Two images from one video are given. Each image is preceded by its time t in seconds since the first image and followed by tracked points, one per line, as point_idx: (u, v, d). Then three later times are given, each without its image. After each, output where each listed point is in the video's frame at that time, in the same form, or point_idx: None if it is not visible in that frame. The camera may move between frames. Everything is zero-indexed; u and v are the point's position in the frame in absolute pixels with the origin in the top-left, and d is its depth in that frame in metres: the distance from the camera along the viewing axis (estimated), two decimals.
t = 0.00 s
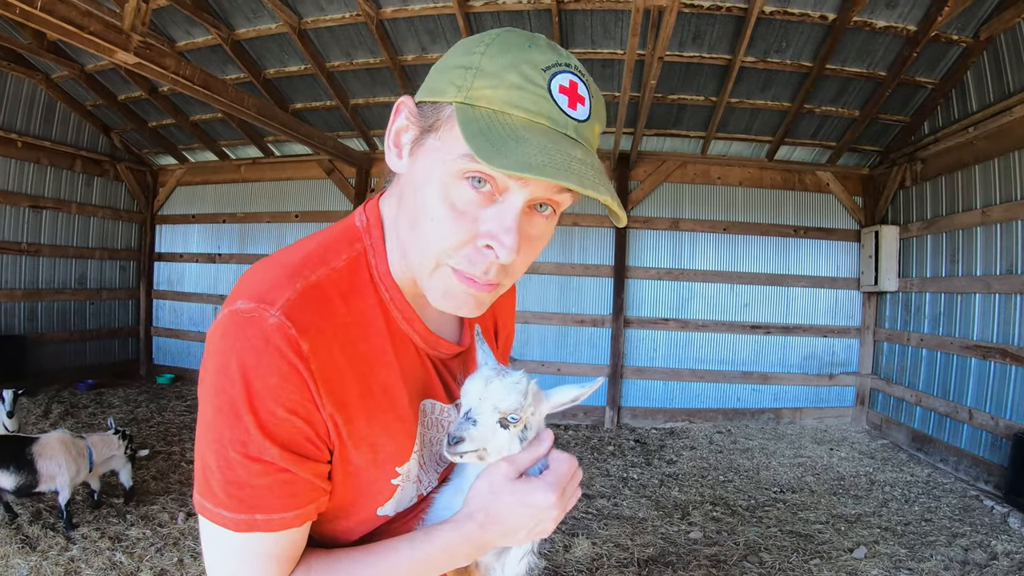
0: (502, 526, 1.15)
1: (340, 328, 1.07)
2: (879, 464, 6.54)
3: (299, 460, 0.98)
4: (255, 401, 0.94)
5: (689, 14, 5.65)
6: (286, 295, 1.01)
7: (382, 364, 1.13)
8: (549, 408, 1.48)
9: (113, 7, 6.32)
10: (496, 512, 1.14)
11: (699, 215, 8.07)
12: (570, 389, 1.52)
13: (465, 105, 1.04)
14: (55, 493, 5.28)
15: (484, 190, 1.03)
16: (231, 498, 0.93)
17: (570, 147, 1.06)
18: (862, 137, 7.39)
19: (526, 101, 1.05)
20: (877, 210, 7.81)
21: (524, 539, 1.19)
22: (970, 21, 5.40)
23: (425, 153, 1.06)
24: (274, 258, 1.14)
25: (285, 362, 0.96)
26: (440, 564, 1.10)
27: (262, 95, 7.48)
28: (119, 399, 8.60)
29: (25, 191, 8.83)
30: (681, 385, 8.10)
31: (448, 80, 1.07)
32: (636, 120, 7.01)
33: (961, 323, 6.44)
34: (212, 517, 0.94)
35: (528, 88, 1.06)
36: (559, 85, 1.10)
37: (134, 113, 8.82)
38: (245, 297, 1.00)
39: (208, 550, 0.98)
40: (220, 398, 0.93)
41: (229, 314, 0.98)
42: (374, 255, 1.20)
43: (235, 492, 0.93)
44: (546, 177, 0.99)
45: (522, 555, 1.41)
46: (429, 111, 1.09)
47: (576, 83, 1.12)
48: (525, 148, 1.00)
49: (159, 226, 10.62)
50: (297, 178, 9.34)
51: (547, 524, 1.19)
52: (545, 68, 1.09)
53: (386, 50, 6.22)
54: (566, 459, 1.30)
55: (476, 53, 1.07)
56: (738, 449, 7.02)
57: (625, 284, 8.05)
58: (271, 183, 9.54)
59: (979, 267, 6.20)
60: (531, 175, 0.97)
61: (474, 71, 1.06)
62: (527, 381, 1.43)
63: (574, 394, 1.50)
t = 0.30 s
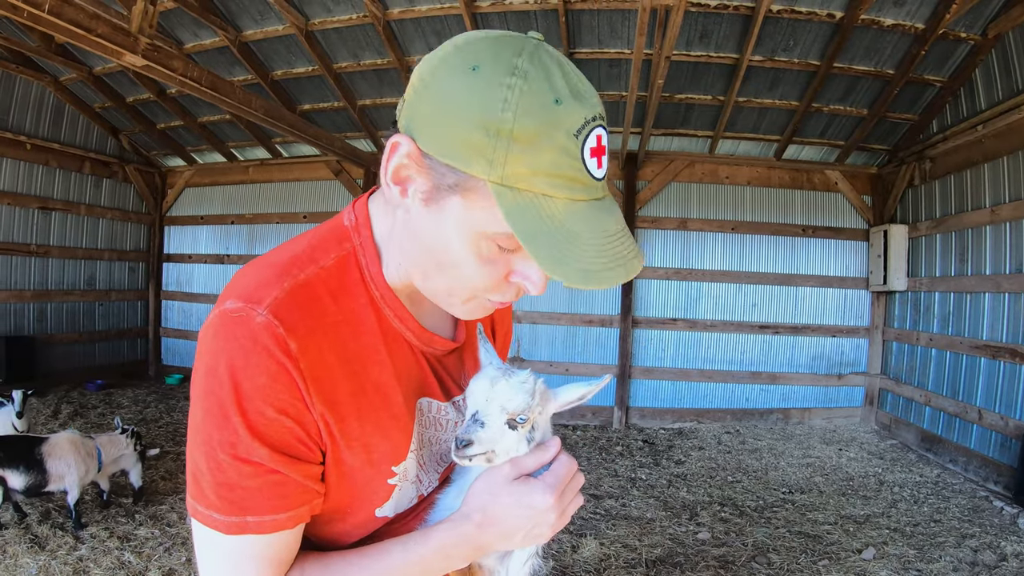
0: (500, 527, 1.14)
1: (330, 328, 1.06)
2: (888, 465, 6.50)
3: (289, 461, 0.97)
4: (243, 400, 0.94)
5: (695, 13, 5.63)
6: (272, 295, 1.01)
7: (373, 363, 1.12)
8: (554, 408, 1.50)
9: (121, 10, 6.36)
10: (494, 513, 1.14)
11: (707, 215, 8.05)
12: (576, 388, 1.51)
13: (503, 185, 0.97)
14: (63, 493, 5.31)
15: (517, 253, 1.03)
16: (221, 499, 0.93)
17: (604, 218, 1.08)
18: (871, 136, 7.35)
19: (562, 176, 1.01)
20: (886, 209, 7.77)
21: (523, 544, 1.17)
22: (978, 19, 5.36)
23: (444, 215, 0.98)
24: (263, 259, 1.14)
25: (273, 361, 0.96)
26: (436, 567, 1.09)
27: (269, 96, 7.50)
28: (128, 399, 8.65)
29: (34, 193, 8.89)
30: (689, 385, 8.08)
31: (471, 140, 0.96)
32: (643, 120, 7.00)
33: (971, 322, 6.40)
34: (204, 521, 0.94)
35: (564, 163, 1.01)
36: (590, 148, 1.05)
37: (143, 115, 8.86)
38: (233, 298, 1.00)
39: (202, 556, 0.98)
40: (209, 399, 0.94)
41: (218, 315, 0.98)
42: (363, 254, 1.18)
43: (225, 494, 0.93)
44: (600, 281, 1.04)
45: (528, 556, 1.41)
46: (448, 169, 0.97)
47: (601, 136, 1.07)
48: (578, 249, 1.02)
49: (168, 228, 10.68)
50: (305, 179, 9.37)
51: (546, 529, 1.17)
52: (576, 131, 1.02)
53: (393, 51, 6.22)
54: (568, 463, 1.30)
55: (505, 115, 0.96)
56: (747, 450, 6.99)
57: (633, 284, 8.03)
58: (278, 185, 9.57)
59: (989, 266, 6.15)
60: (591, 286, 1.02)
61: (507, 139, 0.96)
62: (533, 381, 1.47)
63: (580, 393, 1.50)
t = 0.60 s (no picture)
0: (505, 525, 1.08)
1: (322, 307, 1.06)
2: (895, 464, 6.47)
3: (282, 442, 0.96)
4: (235, 379, 0.94)
5: (701, 11, 5.62)
6: (263, 277, 1.02)
7: (366, 342, 1.11)
8: (552, 381, 1.46)
9: (126, 10, 6.38)
10: (500, 510, 1.08)
11: (713, 213, 8.03)
12: (573, 359, 1.47)
13: (456, 172, 0.99)
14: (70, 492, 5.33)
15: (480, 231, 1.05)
16: (216, 482, 0.92)
17: (564, 195, 1.08)
18: (877, 134, 7.32)
19: (514, 158, 1.02)
20: (893, 207, 7.73)
21: (530, 530, 1.13)
22: (984, 15, 5.32)
23: (413, 201, 1.02)
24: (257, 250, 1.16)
25: (264, 339, 0.96)
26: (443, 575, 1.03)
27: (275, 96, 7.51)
28: (135, 399, 8.68)
29: (41, 193, 8.93)
30: (696, 384, 8.07)
31: (422, 129, 0.98)
32: (649, 118, 6.99)
33: (978, 321, 6.36)
34: (202, 505, 0.93)
35: (515, 146, 1.01)
36: (542, 125, 1.04)
37: (148, 115, 8.89)
38: (226, 284, 1.02)
39: (205, 549, 0.97)
40: (203, 381, 0.94)
41: (211, 300, 1.00)
42: (350, 237, 1.20)
43: (219, 476, 0.92)
44: (557, 258, 1.08)
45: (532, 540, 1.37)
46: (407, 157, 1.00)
47: (555, 112, 1.05)
48: (533, 230, 1.03)
49: (174, 228, 10.71)
50: (310, 178, 9.38)
51: (551, 511, 1.14)
52: (526, 111, 1.01)
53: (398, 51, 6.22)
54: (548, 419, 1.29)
55: (452, 103, 0.97)
56: (754, 448, 6.97)
57: (639, 283, 8.02)
58: (284, 184, 9.59)
59: (997, 265, 6.12)
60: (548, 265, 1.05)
61: (456, 127, 0.97)
62: (532, 355, 1.44)
63: (577, 364, 1.46)
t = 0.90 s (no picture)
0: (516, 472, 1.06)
1: (322, 291, 1.08)
2: (901, 463, 6.46)
3: (291, 419, 0.95)
4: (241, 359, 0.94)
5: (706, 9, 5.61)
6: (263, 263, 1.04)
7: (367, 324, 1.12)
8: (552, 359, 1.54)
9: (131, 11, 6.40)
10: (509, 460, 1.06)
11: (718, 211, 8.01)
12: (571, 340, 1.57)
13: (421, 152, 1.01)
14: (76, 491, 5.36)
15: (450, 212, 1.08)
16: (231, 464, 0.91)
17: (525, 177, 1.08)
18: (882, 132, 7.30)
19: (476, 138, 1.03)
20: (899, 205, 7.71)
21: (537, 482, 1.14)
22: (990, 12, 5.30)
23: (389, 180, 1.06)
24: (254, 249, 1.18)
25: (267, 318, 0.97)
26: (464, 534, 1.00)
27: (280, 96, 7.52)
28: (141, 398, 8.71)
29: (46, 193, 8.96)
30: (701, 383, 8.06)
31: (389, 111, 1.01)
32: (654, 116, 6.97)
33: (984, 319, 6.34)
34: (217, 492, 0.92)
35: (477, 128, 1.03)
36: (504, 108, 1.05)
37: (153, 115, 8.91)
38: (226, 273, 1.04)
39: (226, 544, 0.95)
40: (209, 365, 0.94)
41: (213, 290, 1.01)
42: (347, 226, 1.22)
43: (234, 458, 0.91)
44: (517, 237, 1.07)
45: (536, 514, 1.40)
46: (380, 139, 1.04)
47: (519, 96, 1.06)
48: (492, 207, 1.04)
49: (179, 227, 10.74)
50: (315, 177, 9.40)
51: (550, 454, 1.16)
52: (487, 95, 1.03)
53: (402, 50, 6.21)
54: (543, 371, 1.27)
55: (414, 85, 1.00)
56: (759, 447, 6.97)
57: (644, 282, 8.01)
58: (289, 184, 9.60)
59: (1002, 263, 6.10)
60: (505, 241, 1.05)
61: (418, 108, 1.00)
62: (528, 332, 1.52)
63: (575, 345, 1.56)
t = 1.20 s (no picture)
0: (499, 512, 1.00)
1: (326, 289, 1.08)
2: (905, 463, 6.44)
3: (279, 415, 0.94)
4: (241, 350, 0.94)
5: (710, 8, 5.60)
6: (271, 258, 1.05)
7: (369, 322, 1.12)
8: (553, 357, 1.51)
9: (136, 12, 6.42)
10: (489, 494, 1.02)
11: (723, 211, 8.00)
12: (573, 339, 1.54)
13: (424, 158, 1.02)
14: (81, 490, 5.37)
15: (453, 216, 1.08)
16: (214, 450, 0.90)
17: (522, 185, 1.08)
18: (887, 131, 7.28)
19: (478, 147, 1.03)
20: (903, 204, 7.69)
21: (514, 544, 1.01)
22: (994, 11, 5.28)
23: (393, 184, 1.07)
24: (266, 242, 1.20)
25: (269, 313, 0.97)
26: (422, 557, 0.94)
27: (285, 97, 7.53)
28: (145, 398, 8.74)
29: (51, 194, 8.99)
30: (705, 383, 8.05)
31: (396, 119, 1.01)
32: (658, 116, 6.97)
33: (989, 319, 6.32)
34: (199, 474, 0.91)
35: (477, 137, 1.03)
36: (504, 119, 1.05)
37: (158, 115, 8.93)
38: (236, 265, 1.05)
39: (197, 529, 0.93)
40: (210, 353, 0.95)
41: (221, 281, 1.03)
42: (355, 224, 1.23)
43: (218, 444, 0.90)
44: (513, 242, 1.06)
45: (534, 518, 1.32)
46: (389, 144, 1.04)
47: (519, 108, 1.06)
48: (489, 213, 1.03)
49: (184, 227, 10.77)
50: (319, 178, 9.41)
51: (536, 524, 1.03)
52: (489, 106, 1.03)
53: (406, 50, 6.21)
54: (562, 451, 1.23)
55: (419, 95, 1.00)
56: (763, 447, 6.96)
57: (649, 281, 8.01)
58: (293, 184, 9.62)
59: (1007, 263, 6.08)
60: (500, 247, 1.04)
61: (423, 117, 1.00)
62: (530, 330, 1.42)
63: (577, 343, 1.53)
